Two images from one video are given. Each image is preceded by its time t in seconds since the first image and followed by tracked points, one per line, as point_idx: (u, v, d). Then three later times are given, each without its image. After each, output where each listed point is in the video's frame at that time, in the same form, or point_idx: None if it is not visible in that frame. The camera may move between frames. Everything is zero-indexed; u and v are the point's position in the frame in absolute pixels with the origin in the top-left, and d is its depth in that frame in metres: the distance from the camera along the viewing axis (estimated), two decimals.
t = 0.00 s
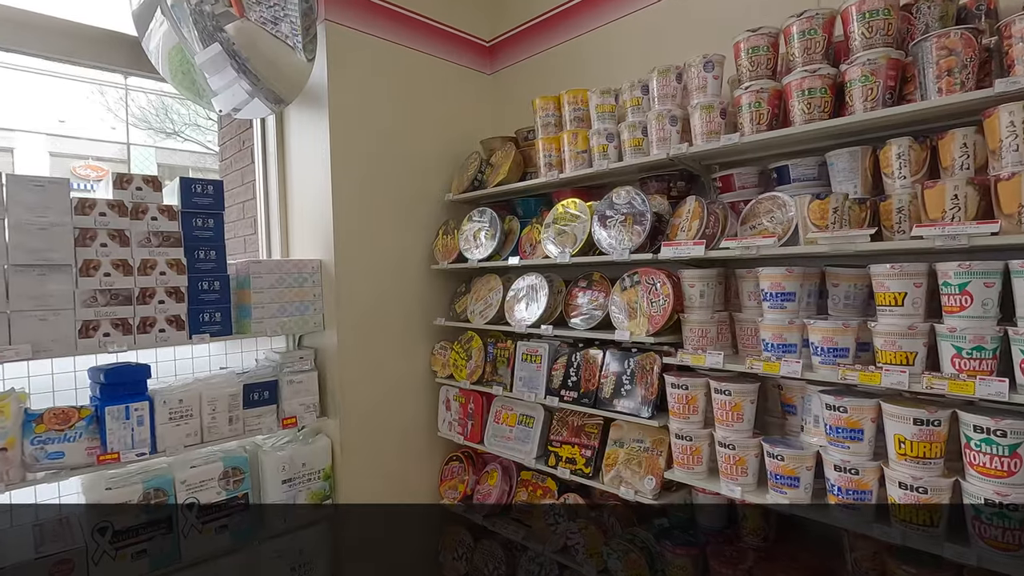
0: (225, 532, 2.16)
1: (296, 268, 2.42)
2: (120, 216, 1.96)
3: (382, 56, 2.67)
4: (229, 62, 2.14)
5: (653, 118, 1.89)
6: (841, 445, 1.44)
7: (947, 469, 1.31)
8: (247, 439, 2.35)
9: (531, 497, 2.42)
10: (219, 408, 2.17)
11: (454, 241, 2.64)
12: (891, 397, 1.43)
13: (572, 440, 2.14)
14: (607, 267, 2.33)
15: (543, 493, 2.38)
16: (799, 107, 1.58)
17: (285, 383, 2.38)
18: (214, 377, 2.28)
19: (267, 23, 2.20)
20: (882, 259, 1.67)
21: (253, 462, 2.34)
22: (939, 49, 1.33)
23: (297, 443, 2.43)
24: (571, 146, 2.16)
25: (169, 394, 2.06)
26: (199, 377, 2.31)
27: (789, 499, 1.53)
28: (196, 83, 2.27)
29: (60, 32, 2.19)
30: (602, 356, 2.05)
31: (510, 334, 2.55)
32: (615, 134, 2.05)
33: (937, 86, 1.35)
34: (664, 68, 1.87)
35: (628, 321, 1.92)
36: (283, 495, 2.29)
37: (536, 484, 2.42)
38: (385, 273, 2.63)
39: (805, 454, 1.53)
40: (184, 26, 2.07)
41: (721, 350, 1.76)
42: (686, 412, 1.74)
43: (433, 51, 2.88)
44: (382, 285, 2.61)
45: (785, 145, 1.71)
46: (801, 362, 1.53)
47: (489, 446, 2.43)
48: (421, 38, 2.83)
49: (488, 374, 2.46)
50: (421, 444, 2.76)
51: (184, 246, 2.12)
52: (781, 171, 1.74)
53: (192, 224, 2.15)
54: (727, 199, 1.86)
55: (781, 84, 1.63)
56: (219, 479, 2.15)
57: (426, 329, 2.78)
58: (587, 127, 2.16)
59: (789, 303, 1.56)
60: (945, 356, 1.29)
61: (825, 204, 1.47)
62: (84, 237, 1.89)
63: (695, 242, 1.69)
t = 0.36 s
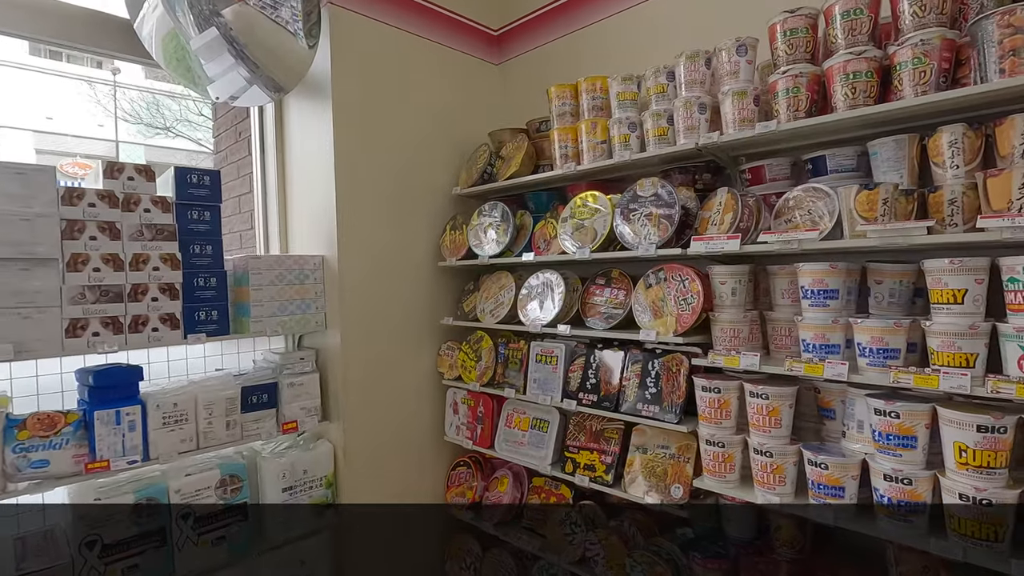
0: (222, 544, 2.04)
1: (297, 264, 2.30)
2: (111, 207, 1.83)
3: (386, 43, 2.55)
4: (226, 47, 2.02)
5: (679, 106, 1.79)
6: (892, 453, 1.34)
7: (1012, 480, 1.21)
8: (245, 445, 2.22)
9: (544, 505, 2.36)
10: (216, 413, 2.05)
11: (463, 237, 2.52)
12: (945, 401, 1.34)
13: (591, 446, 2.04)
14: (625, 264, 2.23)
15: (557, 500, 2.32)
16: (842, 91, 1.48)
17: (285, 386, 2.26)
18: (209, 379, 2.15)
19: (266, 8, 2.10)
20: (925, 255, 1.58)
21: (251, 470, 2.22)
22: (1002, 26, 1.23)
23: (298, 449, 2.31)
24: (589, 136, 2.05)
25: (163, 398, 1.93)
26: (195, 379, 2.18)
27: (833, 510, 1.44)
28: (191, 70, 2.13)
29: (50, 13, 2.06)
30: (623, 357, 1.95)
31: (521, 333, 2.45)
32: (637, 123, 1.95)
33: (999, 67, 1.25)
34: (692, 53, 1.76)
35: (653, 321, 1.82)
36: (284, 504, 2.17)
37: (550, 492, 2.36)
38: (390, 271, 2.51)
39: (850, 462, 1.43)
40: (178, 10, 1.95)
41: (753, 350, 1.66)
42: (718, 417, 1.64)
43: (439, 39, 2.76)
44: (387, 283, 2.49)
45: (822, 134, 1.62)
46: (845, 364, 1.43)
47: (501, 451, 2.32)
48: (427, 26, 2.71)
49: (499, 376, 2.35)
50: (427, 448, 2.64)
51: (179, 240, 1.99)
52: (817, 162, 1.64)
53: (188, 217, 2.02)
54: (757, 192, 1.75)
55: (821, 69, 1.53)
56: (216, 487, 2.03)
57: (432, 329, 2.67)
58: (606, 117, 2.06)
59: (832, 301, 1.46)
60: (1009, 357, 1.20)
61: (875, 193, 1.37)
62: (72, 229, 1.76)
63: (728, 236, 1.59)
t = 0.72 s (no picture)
0: (218, 562, 1.89)
1: (296, 261, 2.16)
2: (96, 197, 1.68)
3: (392, 29, 2.40)
4: (220, 30, 1.86)
5: (711, 97, 1.70)
6: (949, 461, 1.28)
7: None
8: (240, 455, 2.08)
9: (557, 515, 2.24)
10: (211, 421, 1.90)
11: (471, 234, 2.40)
12: (1003, 407, 1.28)
13: (612, 453, 1.95)
14: (643, 263, 2.15)
15: (572, 510, 2.20)
16: (890, 82, 1.41)
17: (283, 392, 2.11)
18: (201, 385, 2.00)
19: None
20: (967, 254, 1.52)
21: (248, 481, 2.07)
22: None
23: (297, 458, 2.16)
24: (611, 128, 1.96)
25: (153, 405, 1.78)
26: (185, 383, 2.03)
27: (883, 522, 1.37)
28: (180, 54, 1.96)
29: None
30: (649, 359, 1.87)
31: (532, 335, 2.35)
32: (662, 115, 1.86)
33: None
34: (725, 41, 1.68)
35: (682, 322, 1.73)
36: (283, 517, 2.03)
37: (564, 501, 2.24)
38: (393, 270, 2.38)
39: (901, 472, 1.36)
40: None
41: (790, 353, 1.59)
42: (756, 423, 1.56)
43: (443, 26, 2.60)
44: (390, 284, 2.37)
45: (863, 127, 1.55)
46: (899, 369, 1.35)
47: (512, 459, 2.22)
48: (430, 11, 2.55)
49: (511, 380, 2.24)
50: (430, 455, 2.52)
51: (171, 234, 1.84)
52: (855, 158, 1.57)
53: (180, 209, 1.86)
54: (791, 188, 1.67)
55: (867, 58, 1.46)
56: (211, 501, 1.88)
57: (436, 331, 2.55)
58: (628, 109, 1.97)
59: (881, 301, 1.39)
60: None
61: (931, 188, 1.29)
62: (53, 221, 1.60)
63: (768, 233, 1.52)
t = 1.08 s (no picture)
0: None
1: (299, 266, 2.04)
2: (88, 197, 1.54)
3: (400, 24, 2.29)
4: (216, 19, 1.71)
5: (742, 102, 1.66)
6: (1000, 479, 1.25)
7: None
8: (239, 472, 1.95)
9: (571, 530, 2.17)
10: (210, 438, 1.77)
11: (482, 239, 2.32)
12: None
13: (634, 467, 1.89)
14: (661, 270, 2.10)
15: (587, 525, 2.14)
16: (933, 89, 1.38)
17: (285, 405, 1.99)
18: (198, 399, 1.87)
19: None
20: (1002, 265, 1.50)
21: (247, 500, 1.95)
22: None
23: (298, 474, 2.05)
24: (633, 132, 1.90)
25: (148, 422, 1.65)
26: (179, 396, 1.90)
27: (929, 540, 1.33)
28: (171, 45, 1.82)
29: None
30: (673, 370, 1.82)
31: (545, 344, 2.28)
32: (688, 119, 1.80)
33: None
34: (756, 43, 1.64)
35: (712, 332, 1.69)
36: (286, 539, 1.91)
37: (578, 515, 2.17)
38: (400, 277, 2.27)
39: (947, 489, 1.33)
40: None
41: (824, 365, 1.55)
42: (792, 438, 1.51)
43: (449, 22, 2.49)
44: (397, 291, 2.26)
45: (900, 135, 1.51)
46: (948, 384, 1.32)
47: (526, 472, 2.15)
48: (436, 7, 2.43)
49: (524, 391, 2.17)
50: (436, 469, 2.42)
51: (168, 237, 1.71)
52: (889, 165, 1.52)
53: (178, 211, 1.73)
54: (822, 195, 1.63)
55: (909, 65, 1.43)
56: (210, 524, 1.76)
57: (442, 339, 2.45)
58: (650, 112, 1.91)
59: (925, 314, 1.36)
60: None
61: (981, 199, 1.26)
62: (40, 222, 1.46)
63: (806, 241, 1.48)
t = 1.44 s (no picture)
0: None
1: (290, 266, 1.96)
2: (67, 191, 1.44)
3: (396, 19, 2.22)
4: (202, 6, 1.62)
5: (749, 103, 1.64)
6: (1011, 481, 1.26)
7: None
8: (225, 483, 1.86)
9: (569, 536, 2.13)
10: (196, 447, 1.67)
11: (479, 240, 2.27)
12: None
13: (636, 472, 1.86)
14: (660, 272, 2.07)
15: (585, 532, 2.10)
16: (943, 93, 1.39)
17: (274, 411, 1.90)
18: (182, 406, 1.77)
19: None
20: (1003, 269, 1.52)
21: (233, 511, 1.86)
22: None
23: (288, 484, 1.96)
24: (636, 132, 1.88)
25: (130, 431, 1.55)
26: (161, 403, 1.80)
27: (939, 543, 1.33)
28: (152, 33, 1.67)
29: None
30: (677, 374, 1.80)
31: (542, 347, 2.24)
32: (694, 120, 1.79)
33: None
34: (764, 45, 1.63)
35: (720, 335, 1.67)
36: (275, 553, 1.81)
37: (576, 522, 2.13)
38: (395, 279, 2.21)
39: (957, 491, 1.34)
40: None
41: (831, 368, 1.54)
42: (801, 442, 1.50)
43: (443, 17, 2.43)
44: (391, 294, 2.19)
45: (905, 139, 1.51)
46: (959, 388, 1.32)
47: (524, 478, 2.11)
48: None
49: (522, 395, 2.12)
50: (429, 475, 2.35)
51: (153, 235, 1.61)
52: (894, 169, 1.52)
53: (163, 207, 1.64)
54: (828, 199, 1.61)
55: (918, 70, 1.43)
56: (196, 538, 1.66)
57: (436, 342, 2.39)
58: (653, 112, 1.89)
59: (935, 318, 1.37)
60: None
61: (993, 204, 1.29)
62: (13, 217, 1.35)
63: (817, 244, 1.47)
